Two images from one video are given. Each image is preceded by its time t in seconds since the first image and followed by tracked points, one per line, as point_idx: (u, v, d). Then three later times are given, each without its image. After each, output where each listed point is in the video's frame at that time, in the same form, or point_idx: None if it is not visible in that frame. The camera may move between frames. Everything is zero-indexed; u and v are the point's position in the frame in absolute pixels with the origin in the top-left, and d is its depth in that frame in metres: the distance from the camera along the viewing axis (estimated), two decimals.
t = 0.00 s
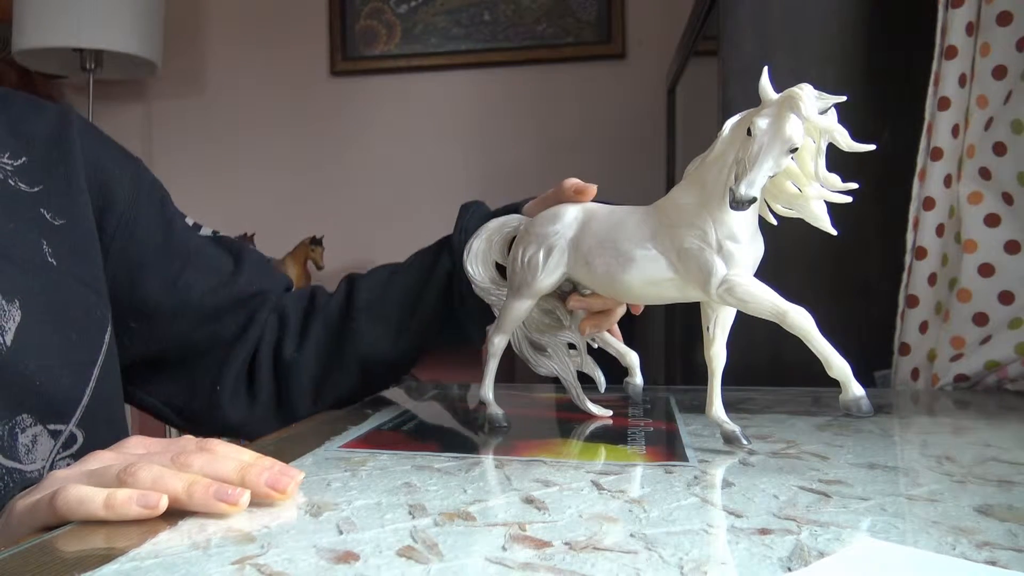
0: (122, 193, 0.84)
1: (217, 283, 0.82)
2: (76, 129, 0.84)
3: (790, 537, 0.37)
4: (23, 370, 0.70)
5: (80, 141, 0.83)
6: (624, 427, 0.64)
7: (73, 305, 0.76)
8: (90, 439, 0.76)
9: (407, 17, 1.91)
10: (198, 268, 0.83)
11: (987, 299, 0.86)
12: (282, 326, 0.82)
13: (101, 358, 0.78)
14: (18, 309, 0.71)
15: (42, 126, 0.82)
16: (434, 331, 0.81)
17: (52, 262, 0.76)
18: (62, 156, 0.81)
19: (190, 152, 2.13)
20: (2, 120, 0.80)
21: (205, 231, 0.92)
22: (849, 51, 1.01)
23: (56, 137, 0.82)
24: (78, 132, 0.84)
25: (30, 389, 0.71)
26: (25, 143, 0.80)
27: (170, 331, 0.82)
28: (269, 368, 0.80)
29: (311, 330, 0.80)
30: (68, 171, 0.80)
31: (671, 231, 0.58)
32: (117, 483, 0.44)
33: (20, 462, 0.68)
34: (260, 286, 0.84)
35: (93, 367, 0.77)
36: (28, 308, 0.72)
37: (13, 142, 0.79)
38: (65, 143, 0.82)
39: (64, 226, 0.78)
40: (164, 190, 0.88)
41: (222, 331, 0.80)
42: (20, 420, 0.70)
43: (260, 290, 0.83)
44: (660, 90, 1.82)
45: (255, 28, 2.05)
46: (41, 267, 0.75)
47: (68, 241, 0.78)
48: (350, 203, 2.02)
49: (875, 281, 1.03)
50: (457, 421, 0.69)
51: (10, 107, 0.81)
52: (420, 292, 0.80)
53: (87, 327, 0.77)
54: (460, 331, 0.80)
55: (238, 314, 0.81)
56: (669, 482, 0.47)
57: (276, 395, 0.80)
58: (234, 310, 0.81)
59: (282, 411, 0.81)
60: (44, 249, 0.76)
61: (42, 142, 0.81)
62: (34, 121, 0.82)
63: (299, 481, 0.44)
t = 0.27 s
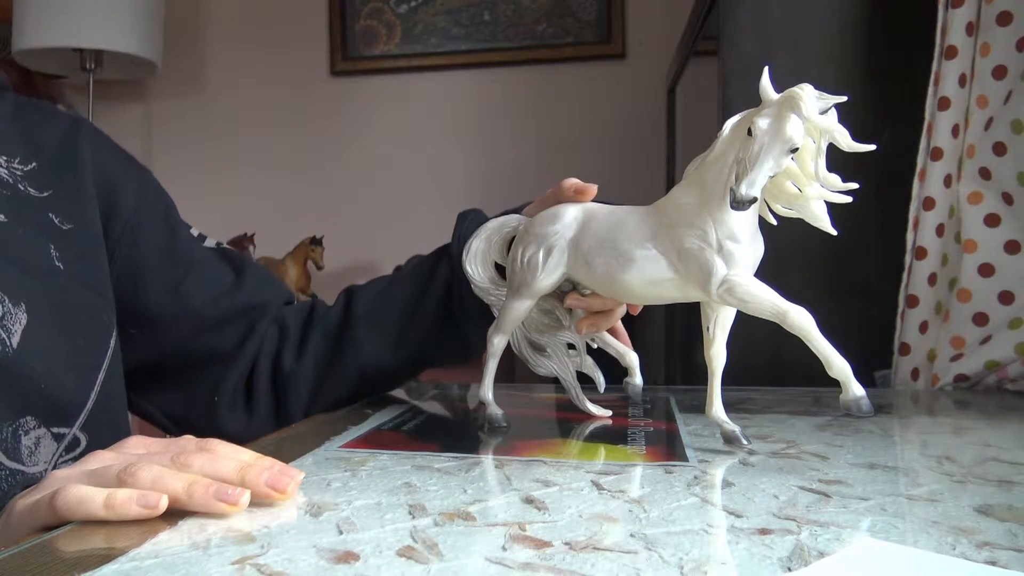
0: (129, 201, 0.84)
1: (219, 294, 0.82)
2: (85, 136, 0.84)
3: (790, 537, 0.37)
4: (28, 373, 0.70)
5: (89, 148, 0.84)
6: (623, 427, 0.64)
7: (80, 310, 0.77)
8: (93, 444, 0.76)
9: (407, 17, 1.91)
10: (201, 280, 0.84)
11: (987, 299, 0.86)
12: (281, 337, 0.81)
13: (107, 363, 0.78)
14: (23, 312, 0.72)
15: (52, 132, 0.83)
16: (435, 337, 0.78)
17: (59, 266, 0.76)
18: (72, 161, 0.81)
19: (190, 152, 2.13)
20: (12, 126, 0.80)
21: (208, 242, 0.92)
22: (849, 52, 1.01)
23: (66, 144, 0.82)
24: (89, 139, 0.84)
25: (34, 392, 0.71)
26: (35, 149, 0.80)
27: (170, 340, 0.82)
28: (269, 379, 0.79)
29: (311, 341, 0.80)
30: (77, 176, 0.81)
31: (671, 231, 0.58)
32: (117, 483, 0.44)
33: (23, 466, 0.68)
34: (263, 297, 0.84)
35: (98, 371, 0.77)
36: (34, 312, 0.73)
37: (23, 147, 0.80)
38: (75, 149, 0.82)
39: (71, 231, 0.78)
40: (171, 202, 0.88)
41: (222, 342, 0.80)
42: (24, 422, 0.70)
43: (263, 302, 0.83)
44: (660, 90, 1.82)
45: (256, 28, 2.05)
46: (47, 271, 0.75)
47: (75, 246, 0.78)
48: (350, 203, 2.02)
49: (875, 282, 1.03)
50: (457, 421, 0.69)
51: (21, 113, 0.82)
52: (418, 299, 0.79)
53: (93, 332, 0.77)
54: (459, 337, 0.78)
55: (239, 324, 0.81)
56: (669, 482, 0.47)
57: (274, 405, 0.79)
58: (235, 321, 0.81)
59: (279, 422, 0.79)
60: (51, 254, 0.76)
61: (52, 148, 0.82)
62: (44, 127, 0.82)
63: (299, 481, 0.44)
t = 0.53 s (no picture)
0: (135, 205, 0.85)
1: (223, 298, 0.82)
2: (92, 139, 0.84)
3: (790, 537, 0.37)
4: (35, 375, 0.70)
5: (98, 152, 0.84)
6: (623, 427, 0.64)
7: (87, 313, 0.77)
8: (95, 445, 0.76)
9: (407, 17, 1.91)
10: (206, 284, 0.83)
11: (987, 299, 0.86)
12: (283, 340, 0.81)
13: (112, 365, 0.78)
14: (29, 314, 0.72)
15: (62, 135, 0.82)
16: (434, 339, 0.77)
17: (67, 268, 0.76)
18: (81, 164, 0.81)
19: (190, 152, 2.13)
20: (23, 128, 0.80)
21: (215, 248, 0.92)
22: (849, 52, 1.01)
23: (76, 146, 0.82)
24: (98, 143, 0.84)
25: (41, 393, 0.71)
26: (44, 151, 0.80)
27: (173, 343, 0.81)
28: (270, 384, 0.79)
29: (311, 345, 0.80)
30: (85, 179, 0.81)
31: (671, 231, 0.58)
32: (117, 483, 0.44)
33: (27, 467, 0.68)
34: (267, 302, 0.84)
35: (103, 373, 0.77)
36: (41, 314, 0.73)
37: (33, 149, 0.79)
38: (84, 152, 0.82)
39: (80, 233, 0.78)
40: (177, 208, 0.88)
41: (225, 345, 0.80)
42: (30, 423, 0.70)
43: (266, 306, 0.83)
44: (660, 89, 1.82)
45: (256, 28, 2.05)
46: (55, 273, 0.75)
47: (83, 248, 0.78)
48: (350, 203, 2.02)
49: (876, 282, 1.03)
50: (456, 421, 0.69)
51: (30, 115, 0.82)
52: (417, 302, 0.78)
53: (99, 335, 0.77)
54: (458, 338, 0.77)
55: (241, 328, 0.81)
56: (669, 482, 0.47)
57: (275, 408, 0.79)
58: (239, 325, 0.81)
59: (281, 423, 0.79)
60: (59, 255, 0.76)
61: (61, 150, 0.82)
62: (54, 129, 0.82)
63: (298, 481, 0.44)
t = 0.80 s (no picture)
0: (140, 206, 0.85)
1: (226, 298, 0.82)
2: (97, 140, 0.84)
3: (790, 537, 0.37)
4: (38, 375, 0.71)
5: (103, 153, 0.84)
6: (624, 427, 0.64)
7: (91, 313, 0.76)
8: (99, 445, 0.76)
9: (407, 17, 1.91)
10: (209, 284, 0.83)
11: (987, 299, 0.86)
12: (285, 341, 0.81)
13: (115, 365, 0.78)
14: (35, 314, 0.72)
15: (67, 136, 0.82)
16: (434, 340, 0.77)
17: (72, 268, 0.76)
18: (86, 164, 0.81)
19: (190, 152, 2.13)
20: (28, 130, 0.80)
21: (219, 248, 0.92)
22: (849, 52, 1.01)
23: (83, 147, 0.83)
24: (102, 144, 0.84)
25: (44, 394, 0.71)
26: (49, 152, 0.80)
27: (176, 344, 0.81)
28: (271, 386, 0.79)
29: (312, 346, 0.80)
30: (91, 179, 0.81)
31: (675, 231, 0.58)
32: (117, 483, 0.44)
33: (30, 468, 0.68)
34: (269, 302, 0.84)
35: (107, 373, 0.77)
36: (45, 315, 0.73)
37: (38, 150, 0.79)
38: (90, 153, 0.82)
39: (85, 233, 0.78)
40: (181, 208, 0.88)
41: (227, 345, 0.80)
42: (33, 424, 0.70)
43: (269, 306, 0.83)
44: (660, 89, 1.82)
45: (256, 28, 2.05)
46: (59, 273, 0.75)
47: (88, 248, 0.78)
48: (350, 203, 2.02)
49: (876, 281, 1.03)
50: (456, 421, 0.69)
51: (35, 117, 0.82)
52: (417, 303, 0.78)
53: (103, 335, 0.77)
54: (457, 339, 0.77)
55: (244, 328, 0.81)
56: (669, 482, 0.47)
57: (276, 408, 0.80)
58: (241, 324, 0.81)
59: (281, 423, 0.80)
60: (64, 255, 0.76)
61: (66, 151, 0.82)
62: (60, 130, 0.82)
63: (298, 481, 0.44)
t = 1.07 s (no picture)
0: (140, 206, 0.85)
1: (227, 297, 0.82)
2: (97, 140, 0.84)
3: (790, 537, 0.37)
4: (38, 374, 0.70)
5: (104, 153, 0.84)
6: (624, 427, 0.64)
7: (92, 313, 0.77)
8: (99, 445, 0.75)
9: (407, 17, 1.91)
10: (209, 283, 0.83)
11: (987, 299, 0.86)
12: (286, 341, 0.81)
13: (117, 363, 0.77)
14: (35, 314, 0.72)
15: (67, 136, 0.83)
16: (434, 340, 0.78)
17: (73, 268, 0.76)
18: (86, 164, 0.81)
19: (190, 152, 2.13)
20: (28, 131, 0.80)
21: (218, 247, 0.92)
22: (849, 52, 1.01)
23: (83, 148, 0.83)
24: (103, 144, 0.85)
25: (45, 394, 0.71)
26: (49, 152, 0.80)
27: (176, 344, 0.81)
28: (272, 385, 0.79)
29: (313, 347, 0.80)
30: (92, 179, 0.81)
31: (671, 231, 0.58)
32: (117, 483, 0.44)
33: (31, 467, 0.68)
34: (269, 301, 0.83)
35: (108, 371, 0.76)
36: (46, 314, 0.73)
37: (39, 150, 0.80)
38: (90, 153, 0.82)
39: (86, 233, 0.78)
40: (181, 207, 0.88)
41: (229, 345, 0.80)
42: (34, 424, 0.70)
43: (269, 306, 0.83)
44: (659, 90, 1.82)
45: (256, 28, 2.05)
46: (60, 272, 0.75)
47: (89, 247, 0.78)
48: (350, 203, 2.02)
49: (875, 281, 1.03)
50: (456, 421, 0.69)
51: (36, 118, 0.82)
52: (418, 303, 0.78)
53: (104, 334, 0.77)
54: (458, 340, 0.77)
55: (245, 328, 0.81)
56: (669, 482, 0.47)
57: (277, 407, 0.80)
58: (243, 324, 0.81)
59: (282, 423, 0.80)
60: (65, 255, 0.76)
61: (67, 152, 0.82)
62: (59, 131, 0.83)
63: (299, 481, 0.44)
